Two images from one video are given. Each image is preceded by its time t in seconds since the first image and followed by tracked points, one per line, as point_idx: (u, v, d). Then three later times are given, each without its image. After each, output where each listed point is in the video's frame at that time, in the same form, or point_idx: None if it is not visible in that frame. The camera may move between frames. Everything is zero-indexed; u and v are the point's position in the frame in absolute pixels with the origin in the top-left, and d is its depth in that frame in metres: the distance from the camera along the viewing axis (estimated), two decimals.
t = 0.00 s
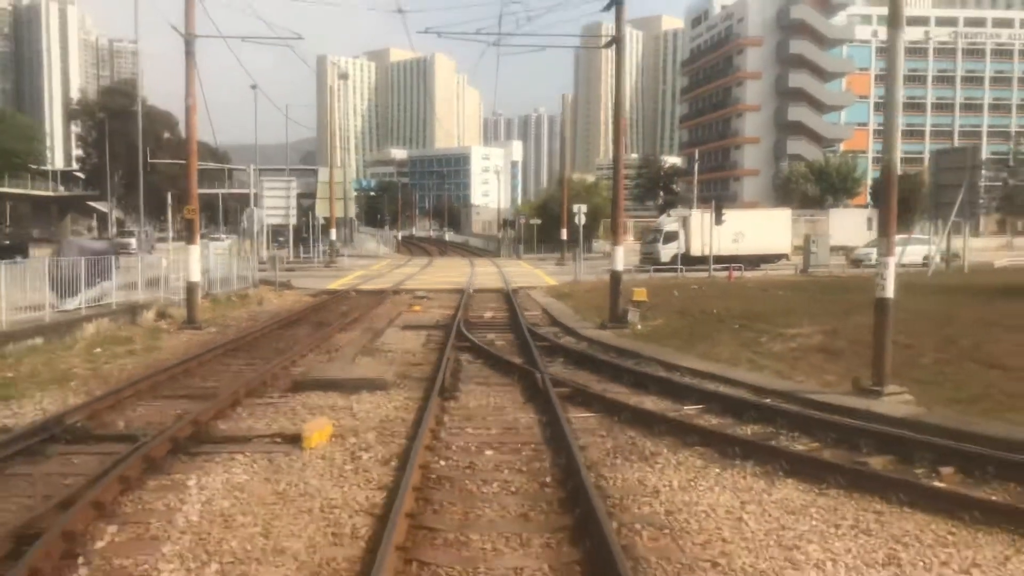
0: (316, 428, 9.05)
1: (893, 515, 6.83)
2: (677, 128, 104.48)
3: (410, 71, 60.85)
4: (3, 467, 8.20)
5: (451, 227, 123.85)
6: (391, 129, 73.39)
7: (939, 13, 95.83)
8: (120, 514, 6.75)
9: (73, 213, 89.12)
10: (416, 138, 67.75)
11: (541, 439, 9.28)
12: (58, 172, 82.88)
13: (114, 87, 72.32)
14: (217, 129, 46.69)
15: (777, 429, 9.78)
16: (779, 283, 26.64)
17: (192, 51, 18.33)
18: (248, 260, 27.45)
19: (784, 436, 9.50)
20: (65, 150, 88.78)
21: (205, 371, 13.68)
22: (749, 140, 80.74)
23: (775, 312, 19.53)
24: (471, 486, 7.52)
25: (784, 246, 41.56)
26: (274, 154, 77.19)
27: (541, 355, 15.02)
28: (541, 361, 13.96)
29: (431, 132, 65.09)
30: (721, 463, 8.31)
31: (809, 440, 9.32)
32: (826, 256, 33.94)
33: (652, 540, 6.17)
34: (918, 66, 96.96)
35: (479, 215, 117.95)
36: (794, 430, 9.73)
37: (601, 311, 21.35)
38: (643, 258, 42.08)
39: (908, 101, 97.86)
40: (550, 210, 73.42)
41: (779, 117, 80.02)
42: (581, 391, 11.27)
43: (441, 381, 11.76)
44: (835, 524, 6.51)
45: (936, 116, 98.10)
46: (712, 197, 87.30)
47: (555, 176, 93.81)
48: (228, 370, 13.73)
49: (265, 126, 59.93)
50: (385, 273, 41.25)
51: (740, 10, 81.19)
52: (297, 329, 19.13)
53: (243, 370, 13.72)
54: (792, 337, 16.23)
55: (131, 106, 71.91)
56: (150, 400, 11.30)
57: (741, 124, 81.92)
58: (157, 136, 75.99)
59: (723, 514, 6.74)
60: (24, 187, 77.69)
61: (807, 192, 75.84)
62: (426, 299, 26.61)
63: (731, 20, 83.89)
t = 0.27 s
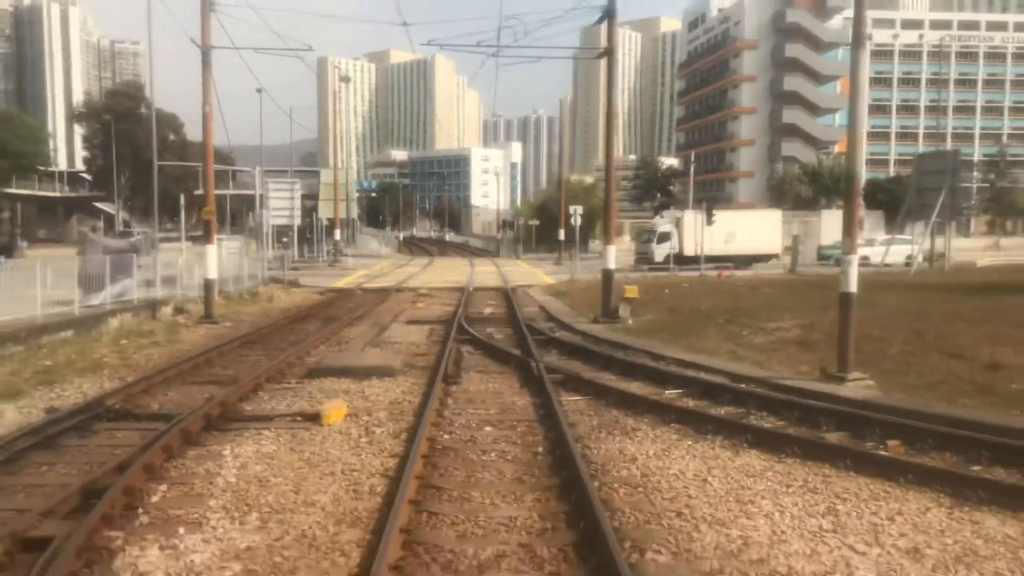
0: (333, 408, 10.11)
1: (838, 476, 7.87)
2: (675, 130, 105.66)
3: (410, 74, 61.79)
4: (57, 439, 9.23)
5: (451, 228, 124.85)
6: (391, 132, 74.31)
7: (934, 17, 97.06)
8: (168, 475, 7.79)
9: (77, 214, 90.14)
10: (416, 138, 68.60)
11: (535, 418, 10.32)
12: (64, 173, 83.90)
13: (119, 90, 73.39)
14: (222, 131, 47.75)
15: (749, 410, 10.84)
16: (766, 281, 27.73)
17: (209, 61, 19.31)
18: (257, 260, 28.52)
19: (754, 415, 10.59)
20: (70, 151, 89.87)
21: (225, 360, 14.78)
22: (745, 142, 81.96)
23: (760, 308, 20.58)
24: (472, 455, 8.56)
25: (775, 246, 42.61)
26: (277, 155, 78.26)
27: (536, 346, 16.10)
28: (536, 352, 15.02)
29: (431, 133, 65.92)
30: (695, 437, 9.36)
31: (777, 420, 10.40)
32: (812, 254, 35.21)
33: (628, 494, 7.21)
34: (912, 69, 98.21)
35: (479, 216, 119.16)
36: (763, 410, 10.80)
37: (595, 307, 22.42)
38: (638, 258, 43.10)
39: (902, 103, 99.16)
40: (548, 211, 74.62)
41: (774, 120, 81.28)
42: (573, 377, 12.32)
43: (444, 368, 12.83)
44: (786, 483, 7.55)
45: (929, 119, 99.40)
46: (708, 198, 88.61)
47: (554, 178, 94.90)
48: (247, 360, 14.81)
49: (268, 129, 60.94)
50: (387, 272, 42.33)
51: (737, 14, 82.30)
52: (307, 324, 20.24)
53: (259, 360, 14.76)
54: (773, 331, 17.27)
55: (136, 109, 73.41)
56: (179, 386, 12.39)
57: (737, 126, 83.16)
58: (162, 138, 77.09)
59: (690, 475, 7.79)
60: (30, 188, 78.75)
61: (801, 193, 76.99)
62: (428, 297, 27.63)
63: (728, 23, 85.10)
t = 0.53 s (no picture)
0: (345, 394, 11.09)
1: (796, 452, 8.86)
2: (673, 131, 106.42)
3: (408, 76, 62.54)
4: (95, 420, 10.20)
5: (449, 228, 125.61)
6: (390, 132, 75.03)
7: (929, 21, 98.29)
8: (201, 450, 8.77)
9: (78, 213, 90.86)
10: (415, 138, 69.11)
11: (528, 404, 11.30)
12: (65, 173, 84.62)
13: (120, 91, 74.02)
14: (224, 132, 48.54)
15: (725, 396, 11.85)
16: (757, 281, 28.68)
17: (221, 70, 20.19)
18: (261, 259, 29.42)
19: (730, 402, 11.59)
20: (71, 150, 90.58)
21: (239, 352, 15.73)
22: (742, 143, 82.95)
23: (746, 306, 21.58)
24: (471, 434, 9.55)
25: (768, 247, 43.57)
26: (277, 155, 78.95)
27: (532, 341, 17.07)
28: (532, 346, 15.99)
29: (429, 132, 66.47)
30: (674, 420, 10.33)
31: (749, 406, 11.40)
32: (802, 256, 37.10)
33: (609, 464, 8.20)
34: (908, 71, 99.10)
35: (477, 216, 119.86)
36: (738, 397, 11.81)
37: (589, 305, 23.40)
38: (634, 259, 43.97)
39: (898, 105, 99.98)
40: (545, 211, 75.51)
41: (771, 122, 82.37)
42: (565, 368, 13.32)
43: (446, 359, 13.81)
44: (749, 457, 8.54)
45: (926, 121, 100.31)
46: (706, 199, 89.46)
47: (552, 179, 95.57)
48: (259, 353, 15.78)
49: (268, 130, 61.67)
50: (387, 271, 43.24)
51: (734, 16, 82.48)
52: (313, 320, 21.19)
53: (271, 352, 15.71)
54: (756, 327, 18.25)
55: (137, 109, 74.23)
56: (199, 375, 13.36)
57: (734, 128, 84.09)
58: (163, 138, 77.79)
59: (667, 450, 8.77)
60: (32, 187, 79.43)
61: (798, 195, 77.80)
62: (429, 295, 28.59)
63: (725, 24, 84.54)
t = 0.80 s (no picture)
0: (354, 383, 12.05)
1: (763, 432, 9.84)
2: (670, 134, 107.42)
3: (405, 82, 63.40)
4: (127, 404, 11.14)
5: (448, 229, 126.50)
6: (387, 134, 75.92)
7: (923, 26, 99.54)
8: (227, 429, 9.73)
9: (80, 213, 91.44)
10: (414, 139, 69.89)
11: (523, 392, 12.25)
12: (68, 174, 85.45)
13: (123, 92, 74.77)
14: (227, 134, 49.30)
15: (704, 386, 12.82)
16: (746, 282, 29.66)
17: (232, 78, 21.16)
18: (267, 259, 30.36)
19: (709, 391, 12.57)
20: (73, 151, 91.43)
21: (251, 346, 16.69)
22: (737, 147, 83.93)
23: (733, 305, 22.54)
24: (470, 417, 10.51)
25: (760, 249, 44.54)
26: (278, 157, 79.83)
27: (528, 337, 18.03)
28: (527, 341, 16.97)
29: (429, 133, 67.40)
30: (656, 405, 11.29)
31: (726, 394, 12.39)
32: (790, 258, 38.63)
33: (594, 442, 9.16)
34: (903, 76, 100.10)
35: (476, 218, 120.75)
36: (716, 386, 12.79)
37: (584, 304, 24.37)
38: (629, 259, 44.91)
39: (893, 109, 100.90)
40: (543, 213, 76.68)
41: (765, 125, 83.76)
42: (558, 361, 14.29)
43: (446, 353, 14.78)
44: (720, 435, 9.54)
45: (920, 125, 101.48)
46: (702, 202, 90.45)
47: (550, 181, 96.43)
48: (270, 346, 16.73)
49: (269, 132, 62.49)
50: (388, 271, 44.16)
51: (729, 21, 83.09)
52: (319, 317, 22.13)
53: (281, 346, 16.65)
54: (740, 324, 19.24)
55: (141, 110, 75.14)
56: (216, 366, 14.32)
57: (729, 131, 85.06)
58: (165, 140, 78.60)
59: (647, 430, 9.76)
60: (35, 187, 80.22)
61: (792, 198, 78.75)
62: (429, 294, 29.57)
63: (721, 30, 85.07)
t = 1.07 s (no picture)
0: (362, 371, 13.06)
1: (735, 415, 10.85)
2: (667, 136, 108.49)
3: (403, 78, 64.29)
4: (155, 389, 12.15)
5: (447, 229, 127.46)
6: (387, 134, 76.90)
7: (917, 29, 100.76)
8: (249, 410, 10.74)
9: (82, 212, 92.51)
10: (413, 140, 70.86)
11: (518, 381, 13.27)
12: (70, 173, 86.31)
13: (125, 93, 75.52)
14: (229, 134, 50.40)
15: (686, 376, 13.84)
16: (736, 281, 30.68)
17: (242, 85, 22.19)
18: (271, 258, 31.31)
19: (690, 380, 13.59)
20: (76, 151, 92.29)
21: (261, 340, 17.67)
22: (733, 148, 85.20)
23: (721, 302, 23.57)
24: (469, 402, 11.51)
25: (752, 250, 45.56)
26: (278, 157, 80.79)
27: (523, 332, 19.03)
28: (523, 335, 17.98)
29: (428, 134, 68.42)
30: (639, 392, 12.28)
31: (706, 383, 13.42)
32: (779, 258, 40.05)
33: (580, 422, 10.16)
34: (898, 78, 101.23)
35: (475, 218, 121.69)
36: (698, 375, 13.81)
37: (578, 302, 25.38)
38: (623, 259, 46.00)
39: (887, 111, 102.11)
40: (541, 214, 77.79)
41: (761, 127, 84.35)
42: (551, 354, 15.30)
43: (446, 346, 15.79)
44: (695, 418, 10.53)
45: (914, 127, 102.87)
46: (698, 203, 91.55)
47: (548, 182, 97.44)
48: (279, 340, 17.72)
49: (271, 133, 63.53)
50: (388, 271, 45.12)
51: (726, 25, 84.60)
52: (324, 313, 23.12)
53: (291, 340, 17.65)
54: (726, 321, 20.25)
55: (144, 111, 76.60)
56: (231, 357, 15.31)
57: (725, 133, 86.20)
58: (167, 140, 79.46)
59: (629, 412, 10.75)
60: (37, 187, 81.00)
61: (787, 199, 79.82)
62: (429, 292, 30.55)
63: (717, 34, 86.86)
